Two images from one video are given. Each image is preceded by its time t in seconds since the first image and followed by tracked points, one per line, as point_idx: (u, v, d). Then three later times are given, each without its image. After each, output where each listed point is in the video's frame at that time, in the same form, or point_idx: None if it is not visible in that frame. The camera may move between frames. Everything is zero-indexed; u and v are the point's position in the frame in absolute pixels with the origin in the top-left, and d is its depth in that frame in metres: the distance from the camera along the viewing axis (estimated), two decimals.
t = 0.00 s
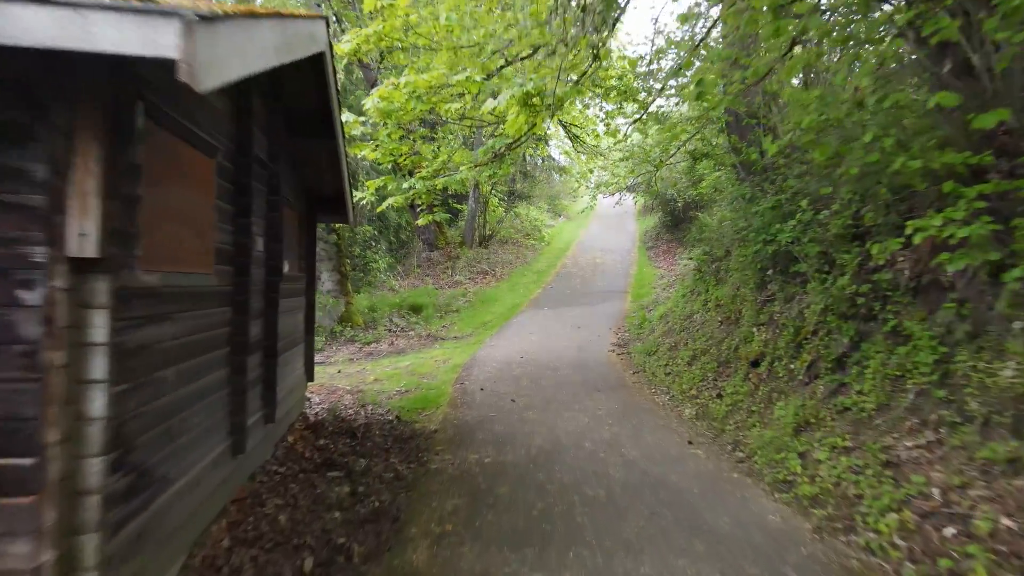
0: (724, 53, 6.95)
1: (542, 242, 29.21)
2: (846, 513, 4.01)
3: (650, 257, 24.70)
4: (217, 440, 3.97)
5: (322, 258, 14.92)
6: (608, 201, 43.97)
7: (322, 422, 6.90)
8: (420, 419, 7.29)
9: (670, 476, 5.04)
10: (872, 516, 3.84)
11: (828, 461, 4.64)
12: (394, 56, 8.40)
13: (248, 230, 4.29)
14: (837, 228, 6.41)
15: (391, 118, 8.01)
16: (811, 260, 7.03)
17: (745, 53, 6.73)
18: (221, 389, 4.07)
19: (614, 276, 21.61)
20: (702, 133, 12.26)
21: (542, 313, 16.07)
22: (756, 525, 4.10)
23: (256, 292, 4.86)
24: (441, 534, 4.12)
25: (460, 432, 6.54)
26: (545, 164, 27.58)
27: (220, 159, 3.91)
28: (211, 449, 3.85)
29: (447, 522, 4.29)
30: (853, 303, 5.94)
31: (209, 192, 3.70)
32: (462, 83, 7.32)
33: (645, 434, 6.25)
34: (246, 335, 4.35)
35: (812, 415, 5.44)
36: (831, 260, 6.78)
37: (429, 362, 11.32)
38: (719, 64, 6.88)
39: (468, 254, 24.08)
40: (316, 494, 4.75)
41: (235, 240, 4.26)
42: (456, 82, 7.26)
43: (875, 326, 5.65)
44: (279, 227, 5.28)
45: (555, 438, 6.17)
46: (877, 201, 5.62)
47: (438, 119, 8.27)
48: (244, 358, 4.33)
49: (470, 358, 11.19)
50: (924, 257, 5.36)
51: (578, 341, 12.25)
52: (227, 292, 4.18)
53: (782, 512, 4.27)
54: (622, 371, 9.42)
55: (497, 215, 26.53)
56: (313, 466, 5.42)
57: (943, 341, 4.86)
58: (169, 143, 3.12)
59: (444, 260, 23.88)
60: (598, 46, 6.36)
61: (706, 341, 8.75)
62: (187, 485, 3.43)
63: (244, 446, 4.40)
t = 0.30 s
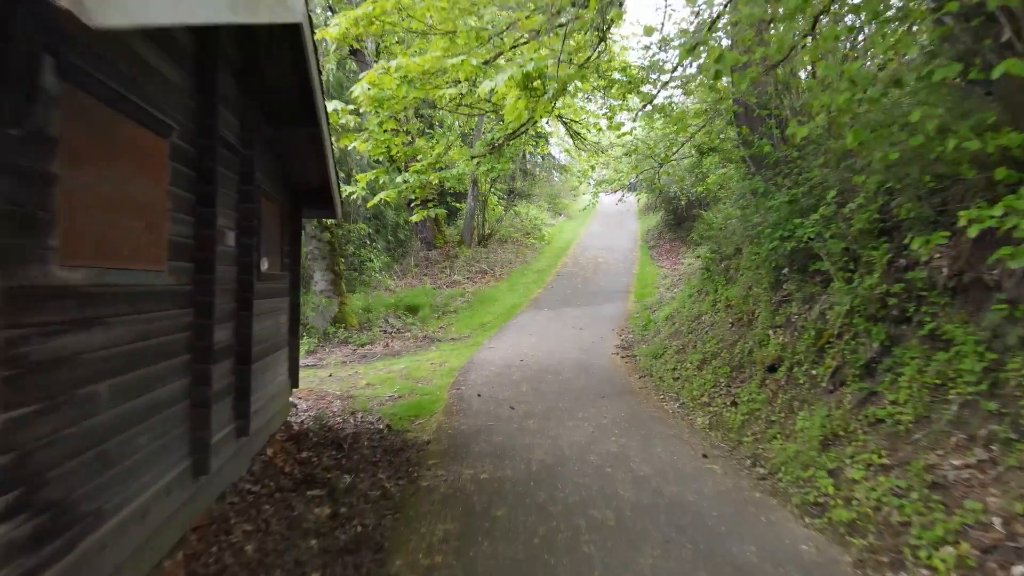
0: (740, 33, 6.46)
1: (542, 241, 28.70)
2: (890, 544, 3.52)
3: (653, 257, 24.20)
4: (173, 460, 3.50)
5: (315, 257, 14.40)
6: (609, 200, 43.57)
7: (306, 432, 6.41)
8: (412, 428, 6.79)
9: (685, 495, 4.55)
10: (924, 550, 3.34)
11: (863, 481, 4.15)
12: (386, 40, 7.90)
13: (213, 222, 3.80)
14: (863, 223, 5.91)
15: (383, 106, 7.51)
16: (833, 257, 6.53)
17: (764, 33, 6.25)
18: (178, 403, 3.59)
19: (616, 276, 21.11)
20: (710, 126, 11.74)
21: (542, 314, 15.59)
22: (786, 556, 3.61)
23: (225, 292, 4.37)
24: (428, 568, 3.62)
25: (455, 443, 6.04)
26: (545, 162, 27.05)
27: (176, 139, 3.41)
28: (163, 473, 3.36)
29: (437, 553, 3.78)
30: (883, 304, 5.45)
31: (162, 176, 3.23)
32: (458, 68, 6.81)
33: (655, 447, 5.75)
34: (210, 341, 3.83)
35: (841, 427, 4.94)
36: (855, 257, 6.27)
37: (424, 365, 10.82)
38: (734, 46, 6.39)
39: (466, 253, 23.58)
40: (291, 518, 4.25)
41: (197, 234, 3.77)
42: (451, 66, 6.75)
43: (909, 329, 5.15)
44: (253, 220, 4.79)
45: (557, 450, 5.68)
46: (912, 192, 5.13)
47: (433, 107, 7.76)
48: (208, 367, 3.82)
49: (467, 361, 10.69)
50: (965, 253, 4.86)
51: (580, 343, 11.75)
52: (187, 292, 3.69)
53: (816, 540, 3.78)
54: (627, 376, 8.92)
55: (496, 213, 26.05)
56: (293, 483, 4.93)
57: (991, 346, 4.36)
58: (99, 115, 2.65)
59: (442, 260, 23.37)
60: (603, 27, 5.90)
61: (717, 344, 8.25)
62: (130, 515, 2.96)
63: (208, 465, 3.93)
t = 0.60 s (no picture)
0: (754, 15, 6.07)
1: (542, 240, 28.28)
2: None
3: (655, 256, 23.78)
4: (130, 477, 3.11)
5: (309, 255, 13.96)
6: (609, 199, 43.17)
7: (291, 440, 6.01)
8: (405, 436, 6.38)
9: (701, 514, 4.14)
10: None
11: (899, 501, 3.75)
12: (379, 25, 7.49)
13: (176, 210, 3.39)
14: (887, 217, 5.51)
15: (374, 94, 7.10)
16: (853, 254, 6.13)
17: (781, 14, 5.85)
18: (136, 414, 3.16)
19: (618, 275, 20.70)
20: (716, 118, 11.32)
21: (542, 314, 15.20)
22: None
23: (194, 290, 3.99)
24: None
25: (450, 453, 5.63)
26: (545, 159, 26.62)
27: (128, 115, 3.01)
28: (115, 495, 2.95)
29: None
30: (912, 304, 5.04)
31: (112, 158, 2.85)
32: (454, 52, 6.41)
33: (665, 457, 5.35)
34: (175, 343, 3.40)
35: (869, 438, 4.54)
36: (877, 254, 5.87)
37: (420, 367, 10.41)
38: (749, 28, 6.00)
39: (465, 252, 23.17)
40: (266, 541, 3.85)
41: (157, 224, 3.35)
42: (446, 51, 6.34)
43: (942, 331, 4.74)
44: (229, 211, 4.39)
45: (560, 462, 5.27)
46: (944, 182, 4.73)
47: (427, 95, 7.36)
48: (173, 373, 3.39)
49: (464, 363, 10.29)
50: (1004, 249, 4.45)
51: (582, 344, 11.35)
52: (148, 288, 3.28)
53: (850, 567, 3.39)
54: (632, 379, 8.52)
55: (495, 212, 25.66)
56: (272, 499, 4.53)
57: None
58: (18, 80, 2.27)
59: (441, 259, 22.95)
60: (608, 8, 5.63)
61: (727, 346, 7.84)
62: (69, 547, 2.57)
63: (173, 482, 3.53)
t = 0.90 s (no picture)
0: None
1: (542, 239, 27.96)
2: None
3: (657, 255, 23.43)
4: (83, 497, 2.78)
5: (304, 254, 13.62)
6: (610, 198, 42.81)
7: (278, 448, 5.68)
8: (399, 443, 6.05)
9: (716, 531, 3.82)
10: None
11: (935, 519, 3.42)
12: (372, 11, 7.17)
13: (139, 200, 3.05)
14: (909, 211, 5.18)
15: (366, 83, 6.79)
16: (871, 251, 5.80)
17: None
18: (88, 427, 2.81)
19: (620, 274, 20.35)
20: (722, 112, 11.00)
21: (543, 314, 14.87)
22: None
23: (163, 288, 3.66)
24: None
25: (445, 462, 5.30)
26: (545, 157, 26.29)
27: (80, 92, 2.69)
28: (58, 518, 2.60)
29: None
30: (940, 304, 4.71)
31: (58, 139, 2.53)
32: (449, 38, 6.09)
33: (674, 467, 5.02)
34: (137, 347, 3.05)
35: (896, 447, 4.21)
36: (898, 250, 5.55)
37: (417, 369, 10.09)
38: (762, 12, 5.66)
39: (464, 251, 22.86)
40: (242, 562, 3.51)
41: (117, 216, 3.01)
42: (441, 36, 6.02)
43: (973, 333, 4.41)
44: (205, 203, 4.06)
45: (562, 472, 4.95)
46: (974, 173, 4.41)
47: (422, 84, 7.04)
48: (134, 380, 3.04)
49: (462, 364, 9.96)
50: None
51: (584, 345, 11.03)
52: (105, 285, 2.94)
53: None
54: (637, 382, 8.19)
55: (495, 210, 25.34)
56: (252, 514, 4.20)
57: None
58: None
59: (439, 258, 22.64)
60: None
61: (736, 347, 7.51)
62: None
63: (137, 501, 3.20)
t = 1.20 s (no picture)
0: None
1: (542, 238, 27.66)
2: None
3: (658, 254, 23.11)
4: (29, 521, 2.49)
5: (299, 253, 13.32)
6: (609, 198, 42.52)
7: (265, 457, 5.39)
8: (392, 450, 5.75)
9: (732, 550, 3.53)
10: None
11: (973, 540, 3.13)
12: None
13: (97, 189, 2.75)
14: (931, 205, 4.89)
15: (359, 73, 6.48)
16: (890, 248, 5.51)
17: None
18: (39, 443, 2.52)
19: (621, 274, 20.05)
20: (727, 107, 10.70)
21: (543, 314, 14.59)
22: None
23: (132, 287, 3.36)
24: None
25: (441, 472, 5.00)
26: (545, 155, 26.00)
27: (24, 66, 2.39)
28: None
29: None
30: (968, 304, 4.41)
31: None
32: (445, 23, 5.78)
33: (683, 477, 4.73)
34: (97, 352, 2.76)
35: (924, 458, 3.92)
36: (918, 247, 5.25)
37: (414, 371, 9.78)
38: None
39: (464, 250, 22.57)
40: None
41: (72, 206, 2.71)
42: (437, 21, 5.71)
43: (1005, 335, 4.12)
44: (180, 195, 3.77)
45: (564, 483, 4.65)
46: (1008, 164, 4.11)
47: (417, 74, 6.73)
48: (92, 390, 2.74)
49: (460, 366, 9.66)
50: None
51: (585, 346, 10.73)
52: (61, 285, 2.67)
53: None
54: (641, 385, 7.89)
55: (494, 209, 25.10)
56: (232, 531, 3.91)
57: None
58: None
59: (438, 258, 22.35)
60: None
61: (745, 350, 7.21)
62: None
63: (96, 522, 2.91)
